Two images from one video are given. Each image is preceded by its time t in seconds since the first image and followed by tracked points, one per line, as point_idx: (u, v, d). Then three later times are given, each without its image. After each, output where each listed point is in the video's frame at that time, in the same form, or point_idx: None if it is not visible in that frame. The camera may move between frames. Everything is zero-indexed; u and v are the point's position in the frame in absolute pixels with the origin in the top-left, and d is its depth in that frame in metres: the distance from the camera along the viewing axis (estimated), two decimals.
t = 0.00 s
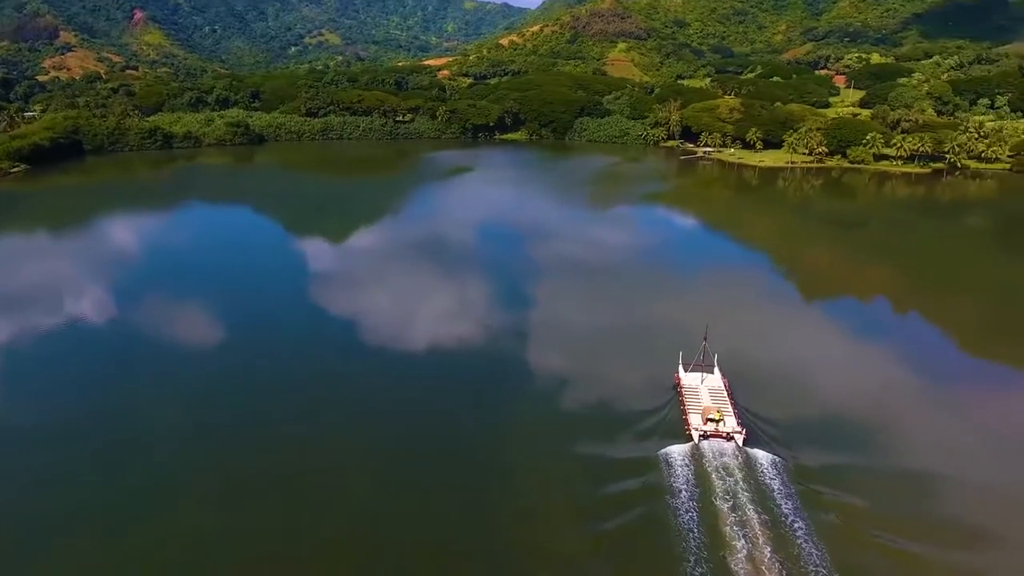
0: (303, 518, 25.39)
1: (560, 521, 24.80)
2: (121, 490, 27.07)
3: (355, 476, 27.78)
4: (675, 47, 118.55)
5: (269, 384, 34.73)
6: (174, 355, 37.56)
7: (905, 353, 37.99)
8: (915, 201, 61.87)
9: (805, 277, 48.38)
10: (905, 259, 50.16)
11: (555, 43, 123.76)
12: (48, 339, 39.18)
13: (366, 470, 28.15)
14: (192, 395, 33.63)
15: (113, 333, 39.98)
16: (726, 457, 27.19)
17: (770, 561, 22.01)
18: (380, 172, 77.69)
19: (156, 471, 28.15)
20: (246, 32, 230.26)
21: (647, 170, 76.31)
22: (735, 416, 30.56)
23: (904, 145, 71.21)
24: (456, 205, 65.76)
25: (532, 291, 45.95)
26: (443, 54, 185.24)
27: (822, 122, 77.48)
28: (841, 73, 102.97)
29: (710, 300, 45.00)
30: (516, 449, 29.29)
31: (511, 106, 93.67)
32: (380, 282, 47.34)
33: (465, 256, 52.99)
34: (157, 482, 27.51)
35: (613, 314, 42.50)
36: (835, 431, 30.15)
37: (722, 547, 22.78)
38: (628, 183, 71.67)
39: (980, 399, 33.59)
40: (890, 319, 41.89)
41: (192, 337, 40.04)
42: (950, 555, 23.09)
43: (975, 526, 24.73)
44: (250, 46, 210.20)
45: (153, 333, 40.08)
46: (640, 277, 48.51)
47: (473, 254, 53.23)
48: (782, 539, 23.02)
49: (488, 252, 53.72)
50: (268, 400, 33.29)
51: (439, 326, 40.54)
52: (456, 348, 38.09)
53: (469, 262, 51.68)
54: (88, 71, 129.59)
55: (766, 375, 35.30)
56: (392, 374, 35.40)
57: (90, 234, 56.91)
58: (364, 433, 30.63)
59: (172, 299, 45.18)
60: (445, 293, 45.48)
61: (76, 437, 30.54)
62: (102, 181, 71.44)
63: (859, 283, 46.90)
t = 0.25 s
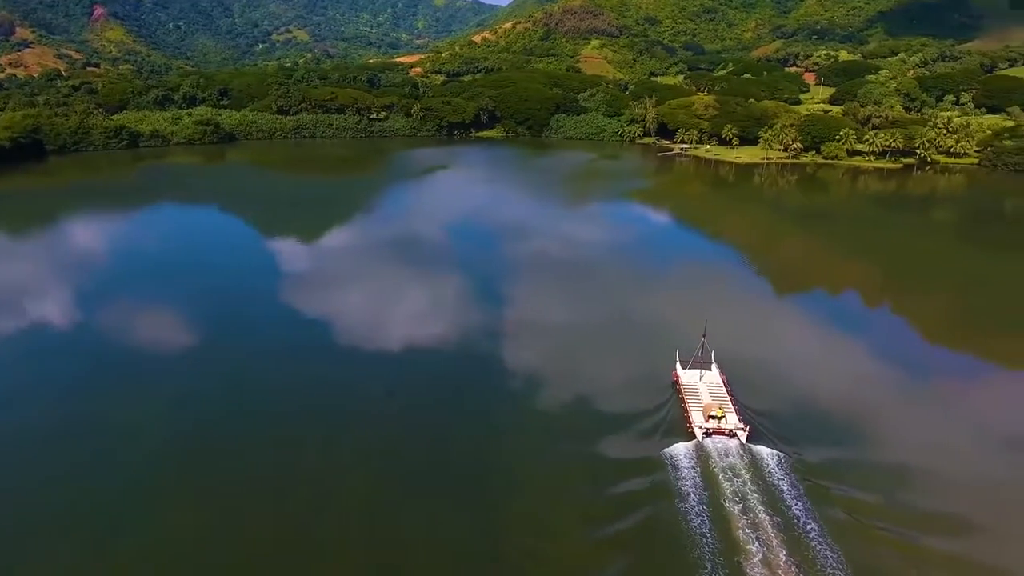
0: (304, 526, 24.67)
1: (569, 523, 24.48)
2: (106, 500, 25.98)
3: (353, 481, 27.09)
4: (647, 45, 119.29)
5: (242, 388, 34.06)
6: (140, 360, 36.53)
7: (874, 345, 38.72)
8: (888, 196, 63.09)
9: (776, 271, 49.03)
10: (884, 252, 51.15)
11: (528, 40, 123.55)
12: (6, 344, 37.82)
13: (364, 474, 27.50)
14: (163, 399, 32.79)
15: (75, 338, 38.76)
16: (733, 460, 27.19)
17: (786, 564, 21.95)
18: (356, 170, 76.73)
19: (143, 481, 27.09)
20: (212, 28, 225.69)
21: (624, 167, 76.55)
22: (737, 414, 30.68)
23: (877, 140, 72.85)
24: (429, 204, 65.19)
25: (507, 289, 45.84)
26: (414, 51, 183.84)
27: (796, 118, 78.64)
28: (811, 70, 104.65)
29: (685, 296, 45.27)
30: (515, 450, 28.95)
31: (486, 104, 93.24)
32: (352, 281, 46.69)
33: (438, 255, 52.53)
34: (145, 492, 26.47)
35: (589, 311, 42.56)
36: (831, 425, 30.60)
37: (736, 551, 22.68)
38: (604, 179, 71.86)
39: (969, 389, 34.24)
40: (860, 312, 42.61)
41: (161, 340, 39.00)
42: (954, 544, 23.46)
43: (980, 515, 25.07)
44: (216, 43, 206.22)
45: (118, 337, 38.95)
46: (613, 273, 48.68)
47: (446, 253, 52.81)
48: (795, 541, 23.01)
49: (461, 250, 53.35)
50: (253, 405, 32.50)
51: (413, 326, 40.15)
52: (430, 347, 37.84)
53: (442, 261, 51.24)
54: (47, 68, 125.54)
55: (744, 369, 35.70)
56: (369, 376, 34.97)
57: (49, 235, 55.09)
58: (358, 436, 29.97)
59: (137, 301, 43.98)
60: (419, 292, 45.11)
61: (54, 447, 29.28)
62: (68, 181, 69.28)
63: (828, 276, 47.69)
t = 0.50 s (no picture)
0: (305, 537, 23.94)
1: (579, 527, 24.04)
2: (95, 518, 24.98)
3: (351, 487, 26.41)
4: (622, 42, 119.67)
5: (215, 391, 33.33)
6: (107, 365, 35.67)
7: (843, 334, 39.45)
8: (865, 190, 64.09)
9: (748, 264, 49.54)
10: (866, 244, 51.88)
11: (502, 37, 123.05)
12: None
13: (362, 480, 26.84)
14: (133, 406, 31.99)
15: (38, 344, 37.68)
16: (741, 461, 26.92)
17: (804, 566, 21.57)
18: (333, 168, 75.63)
19: (132, 496, 26.09)
20: (179, 25, 220.93)
21: (603, 163, 76.60)
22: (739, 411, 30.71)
23: (850, 136, 74.01)
24: (403, 202, 64.42)
25: (481, 286, 45.62)
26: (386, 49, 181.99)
27: (773, 115, 79.49)
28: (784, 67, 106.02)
29: (660, 290, 45.49)
30: (516, 450, 28.52)
31: (463, 101, 92.69)
32: (325, 282, 46.01)
33: (412, 253, 51.98)
34: (136, 507, 25.48)
35: (565, 307, 42.56)
36: (827, 416, 30.92)
37: (753, 553, 22.27)
38: (582, 176, 71.87)
39: (960, 377, 34.68)
40: (830, 303, 43.39)
41: (129, 344, 38.09)
42: (961, 535, 23.66)
43: (983, 505, 25.30)
44: (183, 39, 201.92)
45: (83, 342, 37.96)
46: (588, 269, 48.72)
47: (420, 252, 52.25)
48: (811, 542, 22.67)
49: (435, 249, 52.86)
50: (236, 411, 31.67)
51: (387, 326, 39.75)
52: (404, 346, 37.49)
53: (416, 259, 50.72)
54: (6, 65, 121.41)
55: (730, 363, 35.88)
56: (346, 377, 34.38)
57: (9, 237, 53.39)
58: (353, 441, 29.30)
59: (102, 305, 42.86)
60: (392, 291, 44.66)
61: (35, 463, 28.09)
62: (33, 183, 67.07)
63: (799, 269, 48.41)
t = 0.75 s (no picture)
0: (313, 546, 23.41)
1: (594, 533, 23.74)
2: (88, 528, 24.20)
3: (355, 494, 25.80)
4: (599, 39, 119.88)
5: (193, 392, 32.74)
6: (78, 369, 34.69)
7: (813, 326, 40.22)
8: (845, 186, 65.00)
9: (725, 259, 49.93)
10: (852, 239, 52.60)
11: (479, 34, 122.48)
12: None
13: (366, 485, 26.31)
14: (110, 408, 31.20)
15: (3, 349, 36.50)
16: (752, 464, 26.75)
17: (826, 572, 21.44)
18: (311, 167, 74.58)
19: (125, 507, 25.12)
20: (146, 21, 216.21)
21: (584, 160, 76.56)
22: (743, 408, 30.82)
23: (830, 133, 75.09)
24: (380, 201, 63.70)
25: (459, 283, 45.41)
26: (360, 46, 180.10)
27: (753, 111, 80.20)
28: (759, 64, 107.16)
29: (640, 285, 45.62)
30: (520, 453, 28.17)
31: (443, 99, 92.09)
32: (301, 282, 45.29)
33: (389, 252, 51.42)
34: (128, 518, 24.54)
35: (545, 304, 42.46)
36: (829, 410, 31.25)
37: (774, 560, 22.10)
38: (564, 173, 71.83)
39: (953, 368, 35.24)
40: (804, 296, 44.05)
41: (100, 347, 37.11)
42: (968, 528, 23.99)
43: (991, 499, 25.72)
44: (151, 36, 197.66)
45: (52, 346, 36.88)
46: (567, 266, 48.71)
47: (398, 250, 51.70)
48: (831, 546, 22.57)
49: (412, 247, 52.36)
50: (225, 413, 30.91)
51: (366, 325, 39.31)
52: (385, 345, 37.13)
53: (393, 258, 50.20)
54: None
55: (729, 359, 35.97)
56: (328, 377, 33.91)
57: None
58: (352, 445, 28.72)
59: (71, 308, 41.68)
60: (369, 290, 44.21)
61: (17, 475, 26.94)
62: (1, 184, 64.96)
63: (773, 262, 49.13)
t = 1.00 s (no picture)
0: (323, 555, 22.97)
1: (608, 535, 23.53)
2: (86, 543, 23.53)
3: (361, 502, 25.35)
4: (577, 36, 119.89)
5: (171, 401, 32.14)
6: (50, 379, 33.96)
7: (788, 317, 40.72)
8: (828, 181, 65.78)
9: (703, 255, 50.25)
10: (838, 234, 53.14)
11: (457, 31, 121.71)
12: None
13: (372, 494, 25.85)
14: (90, 424, 30.47)
15: None
16: (765, 466, 26.48)
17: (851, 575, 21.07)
18: (291, 166, 73.50)
19: (123, 525, 24.43)
20: (115, 18, 211.54)
21: (567, 158, 76.50)
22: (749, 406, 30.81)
23: (811, 130, 75.96)
24: (358, 199, 63.06)
25: (438, 282, 45.18)
26: (335, 43, 178.06)
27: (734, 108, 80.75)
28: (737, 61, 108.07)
29: (620, 282, 45.71)
30: (526, 456, 27.88)
31: (423, 96, 91.40)
32: (277, 283, 44.63)
33: (367, 251, 50.88)
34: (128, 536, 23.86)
35: (525, 301, 42.34)
36: (832, 405, 31.42)
37: (796, 564, 21.71)
38: (547, 170, 71.72)
39: (946, 361, 35.75)
40: (780, 290, 44.49)
41: (73, 355, 36.30)
42: (978, 520, 24.22)
43: (996, 489, 26.01)
44: (120, 33, 193.45)
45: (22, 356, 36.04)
46: (545, 262, 48.74)
47: (376, 249, 51.16)
48: (854, 549, 22.22)
49: (390, 246, 51.85)
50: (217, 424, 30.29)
51: (345, 326, 38.91)
52: (365, 346, 36.77)
53: (371, 257, 49.70)
54: None
55: (731, 356, 36.01)
56: (307, 381, 33.54)
57: None
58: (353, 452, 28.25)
59: (40, 314, 40.68)
60: (348, 290, 43.79)
61: (6, 496, 26.06)
62: None
63: (748, 258, 49.55)
